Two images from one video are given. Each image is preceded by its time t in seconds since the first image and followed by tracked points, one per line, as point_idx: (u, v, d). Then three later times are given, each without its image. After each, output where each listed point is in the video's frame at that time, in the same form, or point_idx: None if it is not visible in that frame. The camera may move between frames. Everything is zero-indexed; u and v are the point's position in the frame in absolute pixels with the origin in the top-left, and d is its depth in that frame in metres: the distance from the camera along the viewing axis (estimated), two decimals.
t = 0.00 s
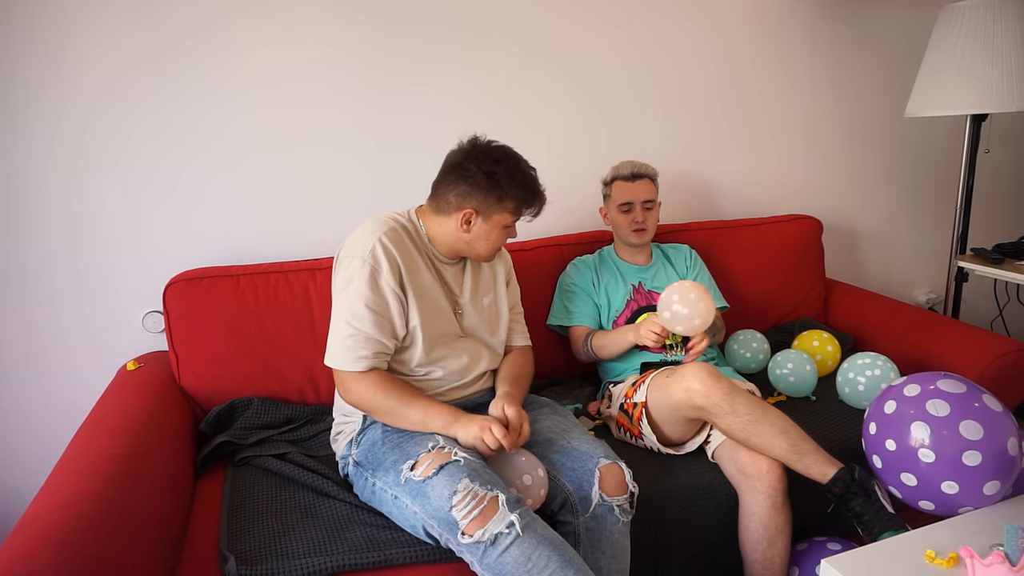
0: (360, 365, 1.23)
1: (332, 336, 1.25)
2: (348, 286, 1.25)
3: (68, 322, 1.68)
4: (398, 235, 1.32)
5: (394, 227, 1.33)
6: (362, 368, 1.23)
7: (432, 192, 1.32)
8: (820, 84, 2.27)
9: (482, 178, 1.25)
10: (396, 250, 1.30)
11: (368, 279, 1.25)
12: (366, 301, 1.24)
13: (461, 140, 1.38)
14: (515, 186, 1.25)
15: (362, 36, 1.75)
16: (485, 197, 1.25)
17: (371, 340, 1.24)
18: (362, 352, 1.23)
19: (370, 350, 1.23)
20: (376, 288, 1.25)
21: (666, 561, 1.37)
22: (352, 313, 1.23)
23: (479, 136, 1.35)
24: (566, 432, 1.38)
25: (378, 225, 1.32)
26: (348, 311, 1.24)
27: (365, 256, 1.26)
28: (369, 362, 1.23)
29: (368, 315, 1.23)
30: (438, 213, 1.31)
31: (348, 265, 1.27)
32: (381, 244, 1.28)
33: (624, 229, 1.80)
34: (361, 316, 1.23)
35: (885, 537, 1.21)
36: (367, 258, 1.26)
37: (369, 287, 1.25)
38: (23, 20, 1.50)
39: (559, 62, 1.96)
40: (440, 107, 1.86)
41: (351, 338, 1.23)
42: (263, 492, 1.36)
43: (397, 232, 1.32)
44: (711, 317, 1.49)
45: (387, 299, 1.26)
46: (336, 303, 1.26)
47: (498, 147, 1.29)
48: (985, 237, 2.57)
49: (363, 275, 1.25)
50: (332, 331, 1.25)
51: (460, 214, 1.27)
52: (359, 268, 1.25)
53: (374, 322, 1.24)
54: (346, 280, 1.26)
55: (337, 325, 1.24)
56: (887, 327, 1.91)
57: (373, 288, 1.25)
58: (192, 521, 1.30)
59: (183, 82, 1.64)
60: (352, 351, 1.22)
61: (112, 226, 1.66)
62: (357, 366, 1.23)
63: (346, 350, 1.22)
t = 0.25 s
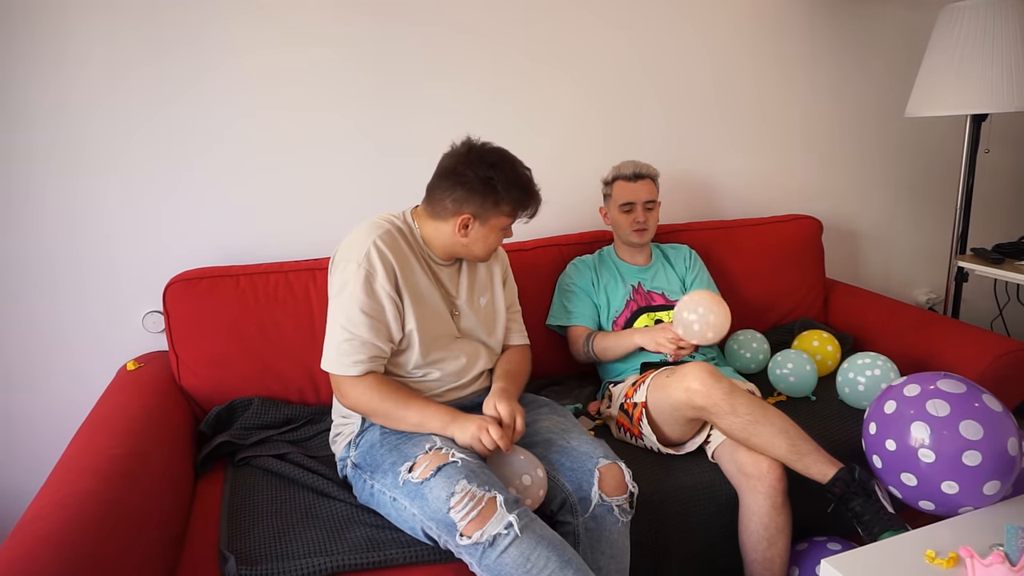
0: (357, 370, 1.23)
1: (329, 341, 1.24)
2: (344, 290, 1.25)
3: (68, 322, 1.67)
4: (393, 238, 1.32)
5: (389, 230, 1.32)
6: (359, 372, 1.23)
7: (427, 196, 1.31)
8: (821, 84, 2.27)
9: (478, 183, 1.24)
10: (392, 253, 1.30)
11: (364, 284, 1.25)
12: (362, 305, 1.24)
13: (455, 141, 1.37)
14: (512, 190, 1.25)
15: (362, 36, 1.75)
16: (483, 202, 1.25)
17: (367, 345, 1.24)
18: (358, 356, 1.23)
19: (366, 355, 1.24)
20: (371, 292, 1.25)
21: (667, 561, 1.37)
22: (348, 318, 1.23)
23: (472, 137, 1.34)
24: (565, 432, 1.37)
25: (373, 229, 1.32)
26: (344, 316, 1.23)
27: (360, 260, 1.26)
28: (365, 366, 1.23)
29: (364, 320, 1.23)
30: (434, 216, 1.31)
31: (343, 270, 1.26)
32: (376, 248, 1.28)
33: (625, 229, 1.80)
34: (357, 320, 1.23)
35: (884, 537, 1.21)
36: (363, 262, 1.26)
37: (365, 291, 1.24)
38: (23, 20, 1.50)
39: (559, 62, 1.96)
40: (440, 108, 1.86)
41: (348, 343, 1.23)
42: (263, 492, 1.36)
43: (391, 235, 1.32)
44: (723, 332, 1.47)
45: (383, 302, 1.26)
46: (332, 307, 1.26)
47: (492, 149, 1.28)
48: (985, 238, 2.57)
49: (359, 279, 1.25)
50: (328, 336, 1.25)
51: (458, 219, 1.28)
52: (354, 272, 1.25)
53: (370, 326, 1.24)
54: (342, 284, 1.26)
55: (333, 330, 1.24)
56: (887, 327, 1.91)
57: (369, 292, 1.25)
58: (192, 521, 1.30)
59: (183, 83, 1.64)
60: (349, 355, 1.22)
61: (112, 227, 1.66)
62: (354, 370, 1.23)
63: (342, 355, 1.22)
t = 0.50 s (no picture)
0: (356, 373, 1.23)
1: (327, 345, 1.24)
2: (342, 294, 1.25)
3: (69, 322, 1.67)
4: (391, 241, 1.31)
5: (386, 232, 1.32)
6: (358, 376, 1.23)
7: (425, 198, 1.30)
8: (821, 84, 2.27)
9: (479, 185, 1.24)
10: (389, 255, 1.30)
11: (361, 287, 1.25)
12: (360, 309, 1.24)
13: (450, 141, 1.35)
14: (512, 192, 1.26)
15: (362, 37, 1.75)
16: (484, 204, 1.25)
17: (366, 348, 1.24)
18: (357, 360, 1.23)
19: (365, 358, 1.24)
20: (369, 295, 1.25)
21: (667, 561, 1.37)
22: (346, 322, 1.23)
23: (468, 136, 1.33)
24: (565, 432, 1.37)
25: (370, 232, 1.31)
26: (342, 320, 1.23)
27: (357, 263, 1.26)
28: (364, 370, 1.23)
29: (362, 323, 1.23)
30: (433, 218, 1.30)
31: (341, 274, 1.26)
32: (373, 251, 1.28)
33: (628, 230, 1.80)
34: (355, 324, 1.23)
35: (884, 537, 1.22)
36: (360, 266, 1.26)
37: (363, 295, 1.24)
38: (23, 21, 1.50)
39: (560, 63, 1.96)
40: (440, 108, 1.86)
41: (346, 347, 1.23)
42: (263, 492, 1.36)
43: (388, 237, 1.31)
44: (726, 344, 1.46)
45: (381, 305, 1.26)
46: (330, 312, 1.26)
47: (490, 150, 1.28)
48: (985, 238, 2.57)
49: (356, 283, 1.25)
50: (327, 340, 1.25)
51: (458, 220, 1.28)
52: (352, 276, 1.25)
53: (369, 330, 1.24)
54: (339, 288, 1.26)
55: (332, 334, 1.24)
56: (887, 327, 1.91)
57: (367, 296, 1.25)
58: (192, 521, 1.30)
59: (183, 85, 1.64)
60: (348, 359, 1.22)
61: (113, 228, 1.66)
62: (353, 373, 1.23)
63: (341, 359, 1.22)
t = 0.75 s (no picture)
0: (352, 373, 1.23)
1: (325, 345, 1.24)
2: (339, 295, 1.25)
3: (70, 322, 1.67)
4: (388, 237, 1.31)
5: (383, 229, 1.32)
6: (354, 376, 1.23)
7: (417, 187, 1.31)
8: (821, 85, 2.27)
9: (468, 163, 1.26)
10: (387, 252, 1.29)
11: (359, 287, 1.24)
12: (356, 309, 1.23)
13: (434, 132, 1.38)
14: (502, 167, 1.27)
15: (363, 39, 1.75)
16: (476, 182, 1.26)
17: (362, 349, 1.24)
18: (353, 359, 1.23)
19: (360, 358, 1.23)
20: (366, 294, 1.25)
21: (666, 561, 1.37)
22: (343, 322, 1.23)
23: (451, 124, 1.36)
24: (562, 432, 1.37)
25: (367, 229, 1.31)
26: (339, 320, 1.23)
27: (354, 263, 1.26)
28: (360, 370, 1.23)
29: (359, 324, 1.23)
30: (427, 207, 1.31)
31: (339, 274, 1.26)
32: (371, 249, 1.28)
33: (614, 234, 1.83)
34: (352, 324, 1.23)
35: (882, 537, 1.22)
36: (358, 264, 1.26)
37: (360, 294, 1.24)
38: (24, 21, 1.50)
39: (560, 63, 1.96)
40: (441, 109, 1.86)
41: (343, 347, 1.23)
42: (263, 492, 1.36)
43: (386, 234, 1.31)
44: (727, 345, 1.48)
45: (378, 303, 1.26)
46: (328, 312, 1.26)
47: (474, 131, 1.30)
48: (985, 238, 2.57)
49: (353, 282, 1.25)
50: (325, 339, 1.25)
51: (453, 204, 1.28)
52: (349, 276, 1.25)
53: (366, 330, 1.24)
54: (337, 288, 1.26)
55: (329, 334, 1.24)
56: (887, 327, 1.91)
57: (364, 295, 1.25)
58: (192, 521, 1.30)
59: (184, 87, 1.64)
60: (344, 359, 1.22)
61: (114, 228, 1.66)
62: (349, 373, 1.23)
63: (338, 359, 1.22)
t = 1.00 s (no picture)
0: (351, 370, 1.22)
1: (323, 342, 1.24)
2: (338, 293, 1.25)
3: (70, 322, 1.67)
4: (388, 234, 1.31)
5: (383, 227, 1.32)
6: (353, 373, 1.23)
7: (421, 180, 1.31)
8: (821, 85, 2.27)
9: (473, 159, 1.26)
10: (387, 250, 1.29)
11: (358, 284, 1.24)
12: (355, 306, 1.23)
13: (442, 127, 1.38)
14: (507, 166, 1.27)
15: (363, 38, 1.75)
16: (480, 179, 1.26)
17: (361, 347, 1.23)
18: (352, 357, 1.22)
19: (359, 356, 1.23)
20: (365, 292, 1.25)
21: (666, 561, 1.37)
22: (341, 320, 1.23)
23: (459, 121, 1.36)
24: (558, 433, 1.37)
25: (367, 226, 1.31)
26: (338, 318, 1.23)
27: (354, 260, 1.26)
28: (358, 368, 1.23)
29: (358, 321, 1.23)
30: (430, 203, 1.31)
31: (338, 272, 1.26)
32: (370, 247, 1.27)
33: (609, 231, 1.83)
34: (351, 322, 1.23)
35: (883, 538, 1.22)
36: (357, 262, 1.26)
37: (359, 292, 1.24)
38: (23, 21, 1.50)
39: (560, 63, 1.96)
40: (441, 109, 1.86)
41: (341, 344, 1.22)
42: (264, 492, 1.36)
43: (386, 232, 1.31)
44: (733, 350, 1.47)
45: (378, 301, 1.26)
46: (326, 310, 1.25)
47: (482, 129, 1.31)
48: (985, 238, 2.57)
49: (352, 280, 1.24)
50: (323, 337, 1.24)
51: (456, 199, 1.28)
52: (348, 273, 1.25)
53: (365, 328, 1.23)
54: (336, 286, 1.25)
55: (327, 331, 1.24)
56: (886, 327, 1.91)
57: (362, 293, 1.25)
58: (192, 521, 1.30)
59: (185, 87, 1.64)
60: (343, 356, 1.22)
61: (114, 229, 1.66)
62: (348, 370, 1.22)
63: (336, 356, 1.22)
